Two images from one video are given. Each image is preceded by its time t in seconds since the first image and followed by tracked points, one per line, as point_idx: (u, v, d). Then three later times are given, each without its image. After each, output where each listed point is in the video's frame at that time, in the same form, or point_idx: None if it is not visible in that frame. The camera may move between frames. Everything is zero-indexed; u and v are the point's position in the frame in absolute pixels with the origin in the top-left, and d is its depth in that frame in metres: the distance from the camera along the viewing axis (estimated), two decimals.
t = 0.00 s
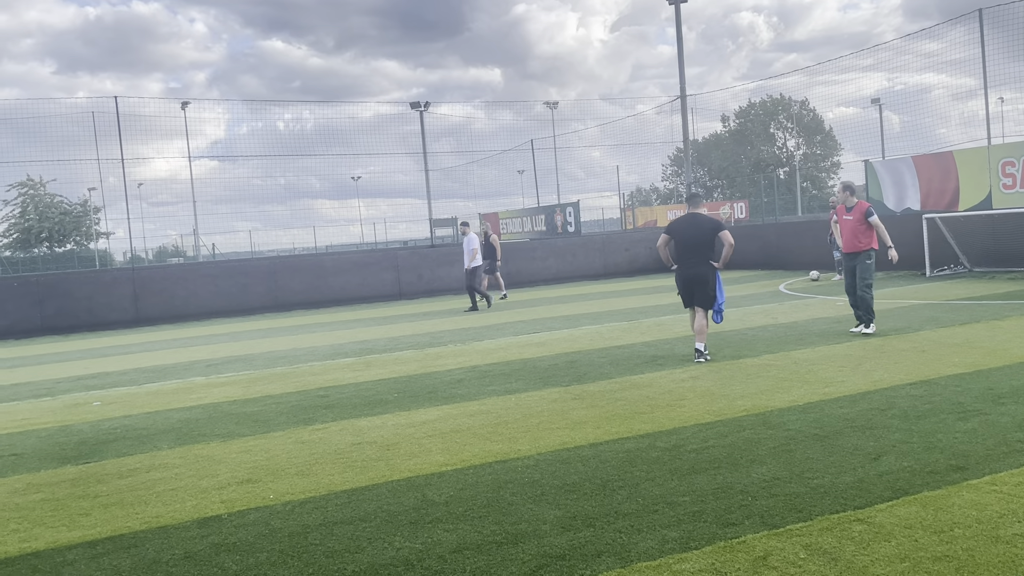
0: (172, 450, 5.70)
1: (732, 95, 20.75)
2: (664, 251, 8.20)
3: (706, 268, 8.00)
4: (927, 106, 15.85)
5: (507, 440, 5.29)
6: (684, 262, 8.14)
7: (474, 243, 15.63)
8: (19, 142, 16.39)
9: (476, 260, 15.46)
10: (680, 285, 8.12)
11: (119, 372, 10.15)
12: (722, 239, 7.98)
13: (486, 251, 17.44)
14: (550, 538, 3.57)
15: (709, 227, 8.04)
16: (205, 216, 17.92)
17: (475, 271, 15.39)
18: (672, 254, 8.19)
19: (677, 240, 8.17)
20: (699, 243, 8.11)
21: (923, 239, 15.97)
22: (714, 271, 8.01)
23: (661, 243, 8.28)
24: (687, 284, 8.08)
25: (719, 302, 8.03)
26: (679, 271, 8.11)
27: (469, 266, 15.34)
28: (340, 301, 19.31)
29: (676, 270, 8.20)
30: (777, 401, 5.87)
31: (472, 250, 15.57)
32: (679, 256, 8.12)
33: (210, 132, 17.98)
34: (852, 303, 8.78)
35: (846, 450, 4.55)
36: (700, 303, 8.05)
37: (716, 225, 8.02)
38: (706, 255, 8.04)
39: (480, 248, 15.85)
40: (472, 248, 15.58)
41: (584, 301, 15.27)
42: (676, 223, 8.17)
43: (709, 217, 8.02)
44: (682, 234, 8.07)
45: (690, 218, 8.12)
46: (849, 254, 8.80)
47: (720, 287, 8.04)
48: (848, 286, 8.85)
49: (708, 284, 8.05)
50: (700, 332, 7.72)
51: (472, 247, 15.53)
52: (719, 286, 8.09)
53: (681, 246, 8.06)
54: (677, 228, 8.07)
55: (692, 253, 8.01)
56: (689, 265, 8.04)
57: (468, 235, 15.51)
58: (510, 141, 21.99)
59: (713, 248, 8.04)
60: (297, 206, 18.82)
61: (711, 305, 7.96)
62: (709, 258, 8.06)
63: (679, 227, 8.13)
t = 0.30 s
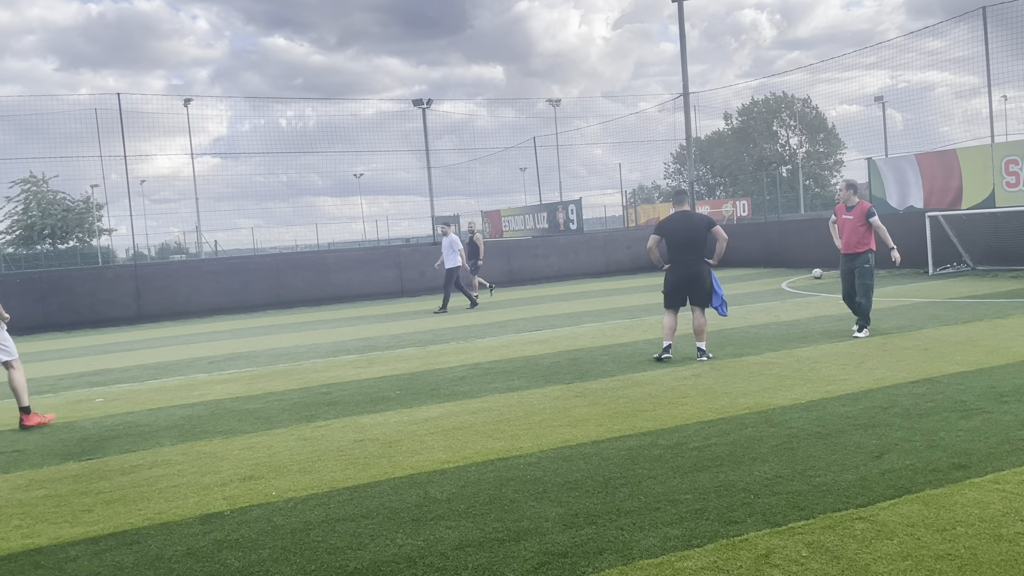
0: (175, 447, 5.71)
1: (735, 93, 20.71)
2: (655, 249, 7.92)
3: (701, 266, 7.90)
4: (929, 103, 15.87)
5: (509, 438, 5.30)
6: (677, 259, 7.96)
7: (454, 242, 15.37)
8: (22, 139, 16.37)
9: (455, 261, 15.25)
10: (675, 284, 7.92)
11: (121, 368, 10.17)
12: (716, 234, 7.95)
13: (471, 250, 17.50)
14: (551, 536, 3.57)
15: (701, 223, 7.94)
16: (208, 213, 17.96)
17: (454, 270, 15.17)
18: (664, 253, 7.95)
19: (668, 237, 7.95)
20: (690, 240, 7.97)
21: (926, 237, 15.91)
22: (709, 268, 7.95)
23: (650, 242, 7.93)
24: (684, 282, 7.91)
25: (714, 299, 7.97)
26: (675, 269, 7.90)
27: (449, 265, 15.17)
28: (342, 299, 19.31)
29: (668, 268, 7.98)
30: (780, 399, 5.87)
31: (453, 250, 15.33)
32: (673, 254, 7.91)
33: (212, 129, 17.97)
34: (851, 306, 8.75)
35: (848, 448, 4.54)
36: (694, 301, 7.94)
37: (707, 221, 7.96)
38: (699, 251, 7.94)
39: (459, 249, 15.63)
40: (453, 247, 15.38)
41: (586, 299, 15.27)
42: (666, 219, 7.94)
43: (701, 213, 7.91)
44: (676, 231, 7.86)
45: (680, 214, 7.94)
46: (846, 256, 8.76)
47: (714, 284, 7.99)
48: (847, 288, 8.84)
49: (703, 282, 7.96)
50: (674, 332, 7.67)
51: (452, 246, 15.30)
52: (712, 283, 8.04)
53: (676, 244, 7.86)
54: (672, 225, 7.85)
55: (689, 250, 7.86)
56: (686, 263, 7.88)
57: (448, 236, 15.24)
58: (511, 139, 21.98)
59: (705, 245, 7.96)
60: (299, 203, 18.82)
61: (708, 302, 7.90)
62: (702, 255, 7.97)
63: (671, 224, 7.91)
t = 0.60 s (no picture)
0: (175, 444, 5.71)
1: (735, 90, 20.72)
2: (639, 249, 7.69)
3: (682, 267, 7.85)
4: (929, 101, 15.84)
5: (509, 436, 5.30)
6: (660, 259, 7.80)
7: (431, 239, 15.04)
8: (21, 135, 16.31)
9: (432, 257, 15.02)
10: (661, 287, 7.73)
11: (121, 366, 10.16)
12: (693, 236, 7.97)
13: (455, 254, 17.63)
14: (551, 534, 3.57)
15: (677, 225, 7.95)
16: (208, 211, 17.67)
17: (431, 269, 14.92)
18: (647, 253, 7.75)
19: (650, 237, 7.79)
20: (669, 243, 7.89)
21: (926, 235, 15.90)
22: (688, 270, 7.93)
23: (635, 245, 7.65)
24: (670, 282, 7.75)
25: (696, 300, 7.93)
26: (661, 269, 7.72)
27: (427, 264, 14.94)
28: (342, 296, 19.30)
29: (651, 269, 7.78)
30: (780, 397, 5.87)
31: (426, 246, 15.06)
32: (658, 256, 7.74)
33: (212, 126, 17.93)
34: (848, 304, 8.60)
35: (848, 447, 4.54)
36: (677, 304, 7.84)
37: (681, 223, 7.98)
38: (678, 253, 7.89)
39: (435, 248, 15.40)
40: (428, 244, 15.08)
41: (586, 297, 15.27)
42: (647, 219, 7.80)
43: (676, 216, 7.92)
44: (659, 230, 7.74)
45: (659, 215, 7.87)
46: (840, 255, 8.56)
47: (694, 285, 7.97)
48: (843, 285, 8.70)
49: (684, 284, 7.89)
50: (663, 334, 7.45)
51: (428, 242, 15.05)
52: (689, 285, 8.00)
53: (661, 242, 7.72)
54: (655, 224, 7.74)
55: (672, 249, 7.76)
56: (670, 262, 7.76)
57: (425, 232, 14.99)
58: (511, 136, 21.97)
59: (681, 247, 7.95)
60: (299, 200, 18.75)
61: (693, 303, 7.84)
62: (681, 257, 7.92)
63: (652, 223, 7.80)
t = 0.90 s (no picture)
0: (171, 443, 5.69)
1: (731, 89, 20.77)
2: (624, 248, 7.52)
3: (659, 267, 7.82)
4: (926, 100, 15.90)
5: (505, 434, 5.29)
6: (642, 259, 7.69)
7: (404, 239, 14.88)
8: (16, 133, 16.23)
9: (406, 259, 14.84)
10: (645, 288, 7.62)
11: (116, 364, 10.13)
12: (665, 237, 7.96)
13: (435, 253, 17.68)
14: (548, 531, 3.57)
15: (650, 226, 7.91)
16: (204, 208, 17.76)
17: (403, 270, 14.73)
18: (632, 253, 7.60)
19: (632, 236, 7.65)
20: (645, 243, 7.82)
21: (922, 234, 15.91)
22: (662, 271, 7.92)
23: (621, 244, 7.46)
24: (655, 281, 7.66)
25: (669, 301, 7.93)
26: (647, 268, 7.61)
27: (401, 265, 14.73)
28: (339, 295, 19.32)
29: (635, 268, 7.63)
30: (777, 395, 5.87)
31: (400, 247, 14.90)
32: (641, 256, 7.62)
33: (208, 125, 17.91)
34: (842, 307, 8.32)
35: (844, 445, 4.55)
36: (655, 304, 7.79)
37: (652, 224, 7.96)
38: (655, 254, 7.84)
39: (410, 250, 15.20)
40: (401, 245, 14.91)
41: (582, 295, 15.28)
42: (629, 218, 7.66)
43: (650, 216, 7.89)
44: (643, 229, 7.64)
45: (637, 214, 7.77)
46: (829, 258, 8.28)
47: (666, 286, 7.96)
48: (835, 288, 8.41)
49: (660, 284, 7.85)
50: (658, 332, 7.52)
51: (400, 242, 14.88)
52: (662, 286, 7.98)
53: (645, 241, 7.62)
54: (639, 223, 7.63)
55: (654, 248, 7.70)
56: (654, 261, 7.69)
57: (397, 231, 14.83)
58: (508, 135, 21.94)
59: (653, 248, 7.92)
60: (295, 198, 18.63)
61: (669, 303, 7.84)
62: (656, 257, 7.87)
63: (634, 222, 7.67)
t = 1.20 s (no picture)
0: (165, 442, 5.68)
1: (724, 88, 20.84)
2: (602, 250, 7.53)
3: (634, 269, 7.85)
4: (918, 99, 15.96)
5: (500, 432, 5.29)
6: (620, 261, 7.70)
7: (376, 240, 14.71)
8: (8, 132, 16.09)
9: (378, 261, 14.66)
10: (624, 288, 7.61)
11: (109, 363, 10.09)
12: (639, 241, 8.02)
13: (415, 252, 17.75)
14: (542, 530, 3.57)
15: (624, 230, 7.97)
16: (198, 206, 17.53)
17: (374, 271, 14.51)
18: (610, 255, 7.61)
19: (608, 239, 7.67)
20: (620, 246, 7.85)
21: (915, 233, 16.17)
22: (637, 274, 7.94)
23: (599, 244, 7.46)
24: (635, 282, 7.66)
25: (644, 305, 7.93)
26: (627, 269, 7.61)
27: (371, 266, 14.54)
28: (332, 294, 19.39)
29: (614, 270, 7.62)
30: (770, 393, 5.89)
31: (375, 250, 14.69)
32: (619, 257, 7.63)
33: (201, 123, 17.84)
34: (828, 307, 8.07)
35: (837, 442, 4.57)
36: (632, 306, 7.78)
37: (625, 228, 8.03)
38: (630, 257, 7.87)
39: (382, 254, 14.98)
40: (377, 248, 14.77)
41: (576, 293, 15.29)
42: (604, 221, 7.69)
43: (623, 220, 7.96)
44: (619, 231, 7.68)
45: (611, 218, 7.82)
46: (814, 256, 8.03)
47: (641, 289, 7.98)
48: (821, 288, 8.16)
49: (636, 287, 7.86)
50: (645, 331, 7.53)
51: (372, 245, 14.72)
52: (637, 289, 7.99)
53: (622, 243, 7.65)
54: (614, 225, 7.68)
55: (630, 250, 7.74)
56: (632, 263, 7.71)
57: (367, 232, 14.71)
58: (502, 133, 21.90)
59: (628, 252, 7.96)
60: (289, 197, 18.60)
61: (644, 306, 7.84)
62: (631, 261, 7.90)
63: (610, 225, 7.71)
